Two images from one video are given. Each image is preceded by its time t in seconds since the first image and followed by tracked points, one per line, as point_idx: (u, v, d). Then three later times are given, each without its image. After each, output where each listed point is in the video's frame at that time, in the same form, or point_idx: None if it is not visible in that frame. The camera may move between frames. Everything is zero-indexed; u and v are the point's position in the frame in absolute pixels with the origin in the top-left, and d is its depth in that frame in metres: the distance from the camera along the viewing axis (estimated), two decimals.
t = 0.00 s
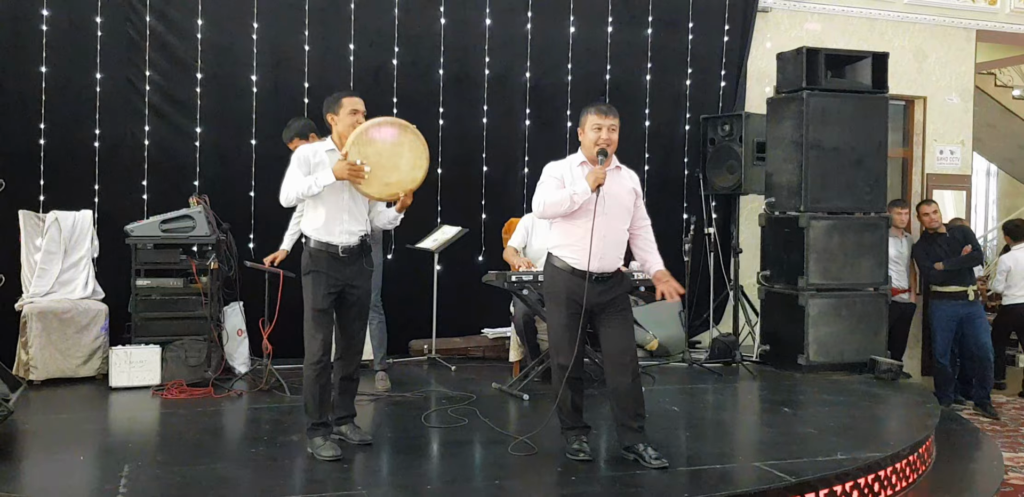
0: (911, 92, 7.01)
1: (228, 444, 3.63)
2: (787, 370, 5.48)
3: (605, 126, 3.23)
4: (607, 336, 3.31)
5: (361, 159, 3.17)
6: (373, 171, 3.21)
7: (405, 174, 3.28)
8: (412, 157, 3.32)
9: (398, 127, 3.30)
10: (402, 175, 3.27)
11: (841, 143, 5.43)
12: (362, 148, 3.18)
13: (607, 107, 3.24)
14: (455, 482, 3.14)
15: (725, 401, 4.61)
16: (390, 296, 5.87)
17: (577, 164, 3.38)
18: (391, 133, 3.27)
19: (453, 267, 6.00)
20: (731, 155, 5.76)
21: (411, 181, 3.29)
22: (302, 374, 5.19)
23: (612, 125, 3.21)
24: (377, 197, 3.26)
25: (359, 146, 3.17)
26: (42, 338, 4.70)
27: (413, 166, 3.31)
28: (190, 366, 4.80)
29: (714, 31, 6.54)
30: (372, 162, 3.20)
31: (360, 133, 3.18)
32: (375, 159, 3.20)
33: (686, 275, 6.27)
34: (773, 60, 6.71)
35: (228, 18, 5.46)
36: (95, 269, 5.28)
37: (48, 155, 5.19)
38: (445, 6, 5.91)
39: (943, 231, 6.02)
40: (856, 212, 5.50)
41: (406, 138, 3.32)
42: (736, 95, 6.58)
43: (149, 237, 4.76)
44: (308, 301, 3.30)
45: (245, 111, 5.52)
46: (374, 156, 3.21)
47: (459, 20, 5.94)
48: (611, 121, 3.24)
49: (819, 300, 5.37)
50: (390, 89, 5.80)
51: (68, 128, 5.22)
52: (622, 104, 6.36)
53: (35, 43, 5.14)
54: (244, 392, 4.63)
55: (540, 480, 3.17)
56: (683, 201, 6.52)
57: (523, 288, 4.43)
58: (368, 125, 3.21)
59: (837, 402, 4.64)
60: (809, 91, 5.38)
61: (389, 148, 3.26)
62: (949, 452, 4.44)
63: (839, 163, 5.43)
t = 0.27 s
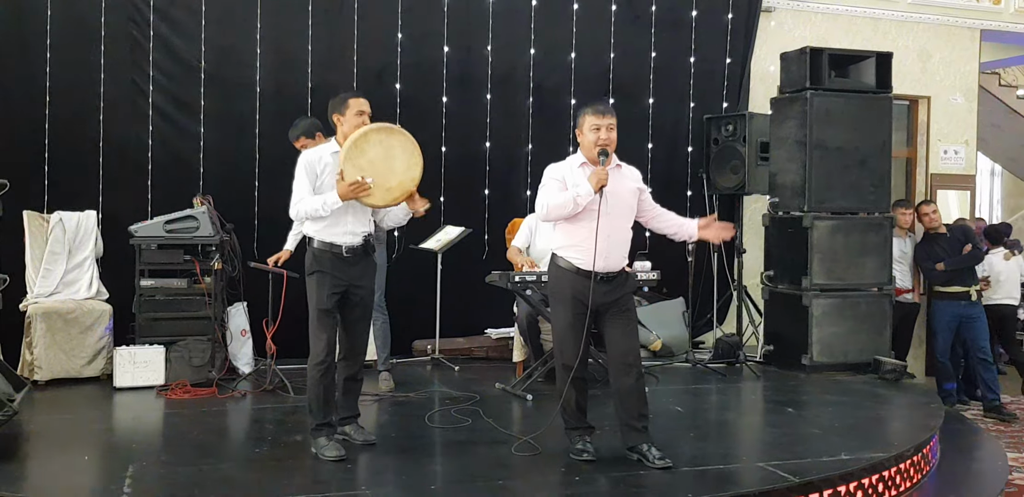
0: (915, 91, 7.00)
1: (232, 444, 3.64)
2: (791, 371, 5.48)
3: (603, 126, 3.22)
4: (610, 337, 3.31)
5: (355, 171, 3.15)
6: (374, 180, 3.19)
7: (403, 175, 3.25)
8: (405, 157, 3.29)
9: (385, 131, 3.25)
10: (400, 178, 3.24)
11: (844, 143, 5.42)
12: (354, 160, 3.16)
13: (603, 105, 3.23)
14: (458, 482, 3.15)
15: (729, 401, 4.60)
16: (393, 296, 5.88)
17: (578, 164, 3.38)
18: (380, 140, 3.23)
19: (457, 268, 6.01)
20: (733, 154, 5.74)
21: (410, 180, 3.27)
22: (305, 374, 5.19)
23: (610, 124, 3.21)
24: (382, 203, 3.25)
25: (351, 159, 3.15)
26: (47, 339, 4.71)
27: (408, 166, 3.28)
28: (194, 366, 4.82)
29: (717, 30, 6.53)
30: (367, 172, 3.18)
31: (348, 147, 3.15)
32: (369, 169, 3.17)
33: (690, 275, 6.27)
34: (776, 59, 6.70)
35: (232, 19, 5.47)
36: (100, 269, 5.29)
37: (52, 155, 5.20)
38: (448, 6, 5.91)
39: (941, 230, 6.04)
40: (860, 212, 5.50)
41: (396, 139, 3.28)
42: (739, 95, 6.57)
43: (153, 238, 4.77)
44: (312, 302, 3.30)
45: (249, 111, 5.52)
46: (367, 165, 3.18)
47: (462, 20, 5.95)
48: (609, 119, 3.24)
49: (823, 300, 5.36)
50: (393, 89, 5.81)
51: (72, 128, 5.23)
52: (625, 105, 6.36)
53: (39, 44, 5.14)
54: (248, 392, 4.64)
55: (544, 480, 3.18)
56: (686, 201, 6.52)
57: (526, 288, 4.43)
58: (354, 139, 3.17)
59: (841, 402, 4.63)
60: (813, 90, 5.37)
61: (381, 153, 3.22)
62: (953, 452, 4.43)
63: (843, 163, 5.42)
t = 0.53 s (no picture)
0: (917, 90, 6.99)
1: (234, 444, 3.64)
2: (793, 370, 5.48)
3: (594, 125, 3.21)
4: (611, 337, 3.31)
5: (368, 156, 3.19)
6: (378, 170, 3.20)
7: (409, 178, 3.24)
8: (419, 163, 3.28)
9: (410, 131, 3.30)
10: (406, 180, 3.24)
11: (846, 142, 5.42)
12: (371, 147, 3.19)
13: (595, 104, 3.21)
14: (460, 482, 3.15)
15: (731, 401, 4.60)
16: (395, 296, 5.88)
17: (575, 164, 3.37)
18: (402, 137, 3.27)
19: (459, 268, 6.01)
20: (736, 154, 5.68)
21: (415, 185, 3.24)
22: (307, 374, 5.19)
23: (601, 123, 3.19)
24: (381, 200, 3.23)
25: (368, 145, 3.19)
26: (49, 340, 4.72)
27: (419, 172, 3.26)
28: (196, 367, 4.82)
29: (719, 30, 6.53)
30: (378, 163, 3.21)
31: (371, 133, 3.19)
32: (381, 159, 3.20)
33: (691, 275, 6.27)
34: (778, 59, 6.70)
35: (233, 20, 5.47)
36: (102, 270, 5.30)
37: (54, 156, 5.21)
38: (449, 6, 5.91)
39: (944, 232, 5.97)
40: (861, 211, 5.48)
41: (416, 143, 3.31)
42: (740, 95, 6.57)
43: (155, 239, 4.77)
44: (314, 302, 3.32)
45: (250, 112, 5.53)
46: (382, 156, 3.22)
47: (463, 20, 5.94)
48: (601, 118, 3.22)
49: (825, 300, 5.36)
50: (394, 89, 5.81)
51: (73, 129, 5.23)
52: (626, 104, 6.36)
53: (40, 45, 5.15)
54: (250, 392, 4.64)
55: (545, 480, 3.18)
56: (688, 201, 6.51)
57: (527, 288, 4.43)
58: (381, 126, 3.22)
59: (842, 401, 4.63)
60: (815, 90, 5.37)
61: (398, 151, 3.25)
62: (955, 452, 4.43)
63: (845, 162, 5.41)
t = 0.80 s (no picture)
0: (921, 88, 6.98)
1: (238, 443, 3.64)
2: (797, 368, 5.47)
3: (594, 128, 3.20)
4: (615, 335, 3.31)
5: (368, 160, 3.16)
6: (380, 171, 3.19)
7: (412, 172, 3.26)
8: (418, 154, 3.29)
9: (402, 126, 3.25)
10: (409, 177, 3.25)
11: (850, 140, 5.41)
12: (366, 150, 3.15)
13: (594, 106, 3.20)
14: (464, 480, 3.15)
15: (735, 399, 4.60)
16: (398, 295, 5.88)
17: (575, 165, 3.37)
18: (394, 133, 3.23)
19: (462, 266, 6.01)
20: (740, 152, 5.72)
21: (418, 178, 3.27)
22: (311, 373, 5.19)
23: (600, 126, 3.18)
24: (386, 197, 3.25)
25: (363, 148, 3.14)
26: (54, 339, 4.72)
27: (419, 164, 3.29)
28: (200, 366, 4.83)
29: (722, 28, 6.52)
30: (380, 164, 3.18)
31: (362, 136, 3.14)
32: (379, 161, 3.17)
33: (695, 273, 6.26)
34: (781, 57, 6.69)
35: (236, 19, 5.47)
36: (106, 269, 5.30)
37: (57, 156, 5.21)
38: (452, 5, 5.91)
39: (950, 229, 5.99)
40: (864, 209, 5.47)
41: (410, 135, 3.28)
42: (744, 93, 6.56)
43: (158, 238, 4.77)
44: (318, 302, 3.31)
45: (253, 111, 5.53)
46: (379, 157, 3.18)
47: (466, 19, 5.94)
48: (601, 120, 3.21)
49: (829, 298, 5.35)
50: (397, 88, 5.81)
51: (77, 129, 5.24)
52: (629, 103, 6.35)
53: (44, 45, 5.16)
54: (254, 391, 4.64)
55: (550, 479, 3.18)
56: (691, 200, 6.51)
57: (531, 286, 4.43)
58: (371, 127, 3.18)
59: (846, 399, 4.62)
60: (818, 88, 5.36)
61: (396, 147, 3.24)
62: (959, 449, 4.42)
63: (848, 160, 5.41)
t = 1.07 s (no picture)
0: (922, 86, 6.99)
1: (240, 440, 3.65)
2: (798, 366, 5.47)
3: (594, 125, 3.20)
4: (617, 332, 3.30)
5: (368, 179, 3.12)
6: (382, 187, 3.15)
7: (410, 172, 3.25)
8: (409, 155, 3.26)
9: (382, 136, 3.18)
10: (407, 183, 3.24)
11: (851, 138, 5.41)
12: (363, 172, 3.11)
13: (595, 103, 3.20)
14: (466, 477, 3.15)
15: (736, 396, 4.60)
16: (400, 292, 5.89)
17: (576, 162, 3.37)
18: (380, 145, 3.18)
19: (464, 264, 6.01)
20: (742, 150, 5.67)
21: (416, 175, 3.26)
22: (313, 370, 5.19)
23: (600, 123, 3.19)
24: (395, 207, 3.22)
25: (359, 172, 3.10)
26: (55, 336, 4.72)
27: (414, 161, 3.27)
28: (202, 363, 4.81)
29: (724, 26, 6.52)
30: (379, 180, 3.14)
31: (354, 162, 3.09)
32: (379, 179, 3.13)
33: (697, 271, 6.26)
34: (782, 55, 6.69)
35: (237, 16, 5.47)
36: (107, 266, 5.30)
37: (59, 153, 5.22)
38: (454, 2, 5.90)
39: (952, 227, 5.99)
40: (867, 207, 5.49)
41: (394, 139, 3.23)
42: (745, 91, 6.56)
43: (160, 235, 4.77)
44: (320, 298, 3.32)
45: (254, 108, 5.53)
46: (377, 174, 3.14)
47: (467, 16, 5.94)
48: (601, 118, 3.21)
49: (830, 296, 5.36)
50: (399, 86, 5.81)
51: (79, 126, 5.24)
52: (631, 101, 6.36)
53: (45, 41, 5.16)
54: (256, 388, 4.64)
55: (551, 476, 3.18)
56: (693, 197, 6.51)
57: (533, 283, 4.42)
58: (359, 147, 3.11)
59: (847, 397, 4.63)
60: (820, 85, 5.36)
61: (386, 156, 3.19)
62: (960, 447, 4.42)
63: (850, 157, 5.41)
